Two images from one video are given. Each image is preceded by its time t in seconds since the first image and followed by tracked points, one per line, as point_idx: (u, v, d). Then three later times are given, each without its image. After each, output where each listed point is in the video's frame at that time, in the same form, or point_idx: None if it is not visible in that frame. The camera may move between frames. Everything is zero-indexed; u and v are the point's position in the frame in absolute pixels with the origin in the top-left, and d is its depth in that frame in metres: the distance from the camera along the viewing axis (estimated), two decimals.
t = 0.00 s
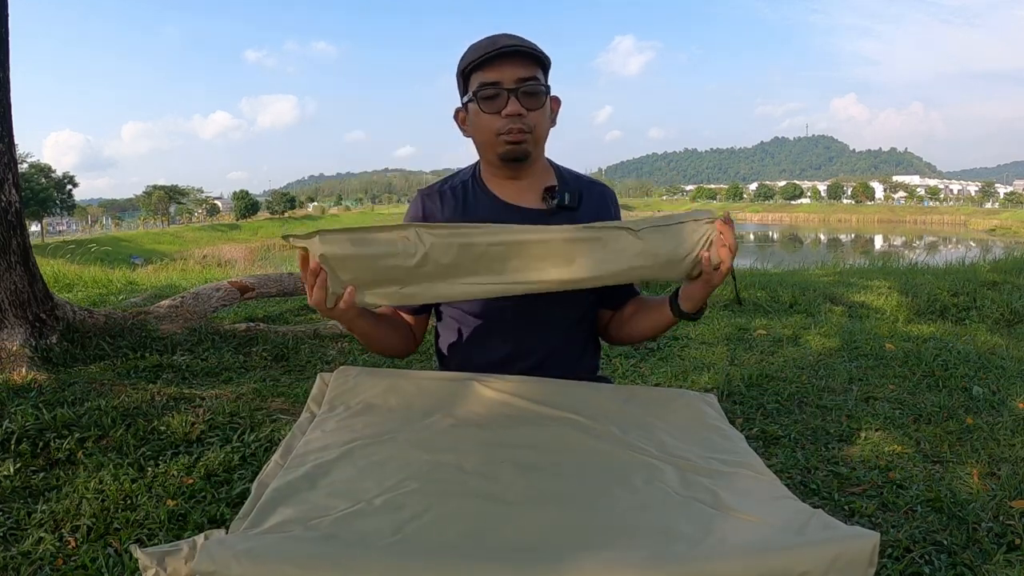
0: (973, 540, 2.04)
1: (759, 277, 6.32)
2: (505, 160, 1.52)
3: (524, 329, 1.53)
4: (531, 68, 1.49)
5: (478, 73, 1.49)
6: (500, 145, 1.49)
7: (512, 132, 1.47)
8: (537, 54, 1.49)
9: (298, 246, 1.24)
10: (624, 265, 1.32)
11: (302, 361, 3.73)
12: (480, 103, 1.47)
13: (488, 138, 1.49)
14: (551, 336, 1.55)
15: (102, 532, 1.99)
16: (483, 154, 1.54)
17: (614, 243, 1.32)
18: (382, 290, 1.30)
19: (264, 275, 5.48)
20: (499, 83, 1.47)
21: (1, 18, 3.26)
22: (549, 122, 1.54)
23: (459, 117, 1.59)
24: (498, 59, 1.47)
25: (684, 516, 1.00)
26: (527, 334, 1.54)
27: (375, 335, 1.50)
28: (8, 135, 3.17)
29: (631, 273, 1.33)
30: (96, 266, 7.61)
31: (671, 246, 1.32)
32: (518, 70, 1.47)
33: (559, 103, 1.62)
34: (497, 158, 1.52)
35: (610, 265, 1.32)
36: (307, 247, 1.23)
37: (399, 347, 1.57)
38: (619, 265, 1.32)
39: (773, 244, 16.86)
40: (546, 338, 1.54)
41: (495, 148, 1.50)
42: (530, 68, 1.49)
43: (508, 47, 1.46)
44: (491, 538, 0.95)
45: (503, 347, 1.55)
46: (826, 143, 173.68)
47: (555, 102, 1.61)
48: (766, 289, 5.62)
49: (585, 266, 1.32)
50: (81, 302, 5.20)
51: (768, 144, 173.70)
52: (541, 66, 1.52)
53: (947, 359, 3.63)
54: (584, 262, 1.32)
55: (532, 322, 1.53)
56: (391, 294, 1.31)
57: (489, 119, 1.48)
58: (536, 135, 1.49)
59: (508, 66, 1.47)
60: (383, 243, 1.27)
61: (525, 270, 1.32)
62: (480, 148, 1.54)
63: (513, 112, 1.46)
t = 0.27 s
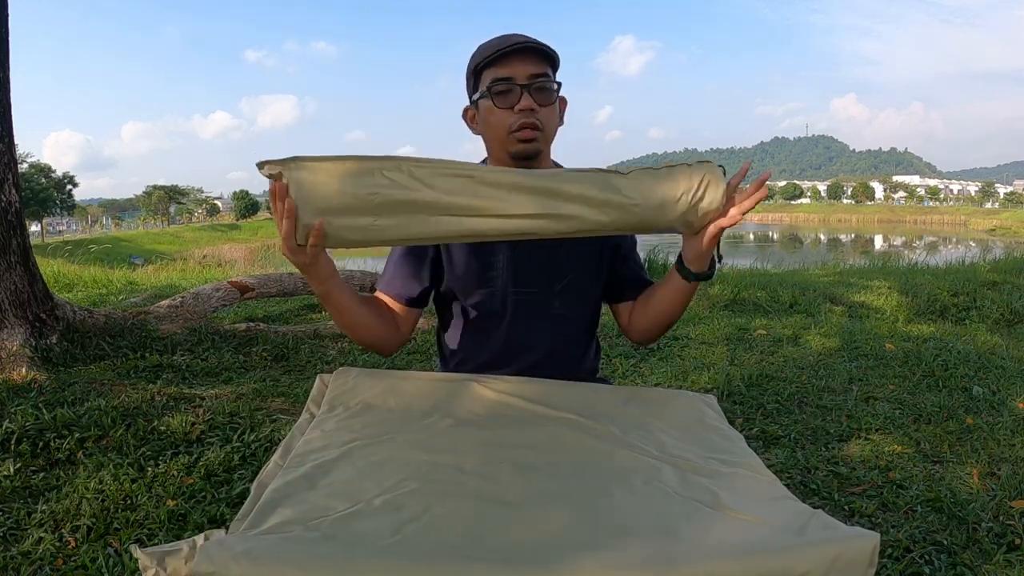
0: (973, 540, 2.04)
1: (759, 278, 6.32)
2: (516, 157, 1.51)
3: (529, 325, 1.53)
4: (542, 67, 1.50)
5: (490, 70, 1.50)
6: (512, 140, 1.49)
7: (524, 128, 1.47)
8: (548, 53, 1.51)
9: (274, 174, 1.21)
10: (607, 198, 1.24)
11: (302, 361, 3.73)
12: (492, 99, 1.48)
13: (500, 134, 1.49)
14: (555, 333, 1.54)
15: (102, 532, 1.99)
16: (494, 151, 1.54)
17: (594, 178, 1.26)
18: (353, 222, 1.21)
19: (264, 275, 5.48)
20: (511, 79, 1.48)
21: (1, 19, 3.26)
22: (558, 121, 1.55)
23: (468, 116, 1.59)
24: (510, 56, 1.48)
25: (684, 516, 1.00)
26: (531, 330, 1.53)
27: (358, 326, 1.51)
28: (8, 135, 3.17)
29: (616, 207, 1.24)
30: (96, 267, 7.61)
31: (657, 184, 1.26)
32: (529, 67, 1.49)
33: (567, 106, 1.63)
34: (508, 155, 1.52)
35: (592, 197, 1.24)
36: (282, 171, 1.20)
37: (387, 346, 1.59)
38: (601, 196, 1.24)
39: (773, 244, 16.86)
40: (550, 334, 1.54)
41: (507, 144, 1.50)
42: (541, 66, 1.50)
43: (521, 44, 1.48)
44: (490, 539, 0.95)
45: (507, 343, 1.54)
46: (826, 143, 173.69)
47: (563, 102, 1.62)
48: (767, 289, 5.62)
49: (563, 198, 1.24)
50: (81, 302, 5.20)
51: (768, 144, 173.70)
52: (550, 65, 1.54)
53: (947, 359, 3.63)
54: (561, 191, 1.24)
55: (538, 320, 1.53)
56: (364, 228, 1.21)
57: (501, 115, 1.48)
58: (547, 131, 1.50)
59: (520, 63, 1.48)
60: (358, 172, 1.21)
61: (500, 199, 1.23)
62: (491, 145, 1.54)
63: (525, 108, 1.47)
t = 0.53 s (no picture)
0: (973, 540, 2.04)
1: (759, 277, 6.32)
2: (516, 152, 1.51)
3: (528, 322, 1.53)
4: (543, 64, 1.50)
5: (491, 67, 1.50)
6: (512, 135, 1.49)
7: (524, 122, 1.48)
8: (549, 50, 1.51)
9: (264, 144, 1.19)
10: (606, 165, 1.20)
11: (302, 361, 3.73)
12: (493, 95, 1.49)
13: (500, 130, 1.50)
14: (555, 331, 1.54)
15: (102, 532, 1.99)
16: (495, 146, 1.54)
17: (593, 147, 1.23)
18: (340, 189, 1.18)
19: (264, 275, 5.48)
20: (512, 75, 1.48)
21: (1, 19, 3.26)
22: (559, 117, 1.55)
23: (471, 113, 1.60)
24: (511, 53, 1.49)
25: (683, 517, 1.00)
26: (531, 327, 1.53)
27: (348, 314, 1.48)
28: (8, 135, 3.17)
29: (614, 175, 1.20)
30: (96, 266, 7.61)
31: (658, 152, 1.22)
32: (530, 64, 1.49)
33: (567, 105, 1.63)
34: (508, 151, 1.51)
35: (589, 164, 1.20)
36: (272, 140, 1.18)
37: (377, 337, 1.56)
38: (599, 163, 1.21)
39: (773, 244, 16.86)
40: (550, 332, 1.54)
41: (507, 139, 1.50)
42: (542, 63, 1.50)
43: (522, 41, 1.48)
44: (488, 540, 0.95)
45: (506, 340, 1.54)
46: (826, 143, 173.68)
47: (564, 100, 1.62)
48: (767, 289, 5.62)
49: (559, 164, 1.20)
50: (81, 302, 5.20)
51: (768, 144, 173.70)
52: (552, 62, 1.54)
53: (947, 359, 3.63)
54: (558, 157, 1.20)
55: (537, 317, 1.53)
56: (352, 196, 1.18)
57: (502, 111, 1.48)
58: (547, 127, 1.50)
59: (520, 60, 1.49)
60: (346, 140, 1.19)
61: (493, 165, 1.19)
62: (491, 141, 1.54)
63: (525, 103, 1.47)
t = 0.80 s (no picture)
0: (973, 540, 2.04)
1: (759, 277, 6.32)
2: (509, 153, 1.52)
3: (527, 322, 1.53)
4: (536, 64, 1.50)
5: (484, 69, 1.50)
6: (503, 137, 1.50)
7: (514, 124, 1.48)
8: (541, 51, 1.50)
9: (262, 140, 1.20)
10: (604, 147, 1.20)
11: (302, 361, 3.73)
12: (484, 97, 1.49)
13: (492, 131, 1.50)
14: (554, 330, 1.54)
15: (102, 532, 1.99)
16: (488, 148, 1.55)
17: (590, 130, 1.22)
18: (340, 179, 1.18)
19: (264, 275, 5.48)
20: (504, 76, 1.48)
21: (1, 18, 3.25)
22: (553, 117, 1.54)
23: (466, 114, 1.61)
24: (503, 54, 1.48)
25: (684, 517, 1.00)
26: (530, 327, 1.53)
27: (348, 311, 1.48)
28: (8, 135, 3.17)
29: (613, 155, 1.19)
30: (97, 266, 7.61)
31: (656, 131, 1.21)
32: (522, 64, 1.48)
33: (563, 104, 1.62)
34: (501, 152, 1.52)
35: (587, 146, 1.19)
36: (271, 136, 1.19)
37: (375, 337, 1.56)
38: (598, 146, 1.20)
39: (773, 244, 16.85)
40: (549, 332, 1.54)
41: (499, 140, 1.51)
42: (535, 63, 1.50)
43: (513, 42, 1.47)
44: (490, 539, 0.95)
45: (506, 340, 1.54)
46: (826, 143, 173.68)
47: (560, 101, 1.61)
48: (766, 289, 5.62)
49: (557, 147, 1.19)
50: (81, 302, 5.20)
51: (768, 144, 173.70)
52: (545, 63, 1.53)
53: (947, 359, 3.63)
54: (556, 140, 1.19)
55: (537, 317, 1.53)
56: (352, 185, 1.18)
57: (493, 112, 1.49)
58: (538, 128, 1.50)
59: (511, 61, 1.48)
60: (345, 133, 1.19)
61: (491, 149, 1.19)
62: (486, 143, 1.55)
63: (516, 105, 1.47)
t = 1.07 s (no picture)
0: (973, 540, 2.04)
1: (759, 277, 6.32)
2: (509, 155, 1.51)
3: (528, 323, 1.54)
4: (535, 65, 1.50)
5: (482, 71, 1.51)
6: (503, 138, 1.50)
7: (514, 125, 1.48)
8: (539, 51, 1.50)
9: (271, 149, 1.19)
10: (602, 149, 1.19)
11: (302, 361, 3.73)
12: (484, 98, 1.49)
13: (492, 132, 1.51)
14: (555, 331, 1.54)
15: (102, 532, 1.99)
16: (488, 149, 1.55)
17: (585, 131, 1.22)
18: (346, 187, 1.18)
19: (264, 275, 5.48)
20: (502, 78, 1.48)
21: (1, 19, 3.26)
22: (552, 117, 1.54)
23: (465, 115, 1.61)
24: (501, 55, 1.48)
25: (686, 516, 1.00)
26: (531, 327, 1.54)
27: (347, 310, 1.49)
28: (8, 135, 3.17)
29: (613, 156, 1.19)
30: (96, 267, 7.61)
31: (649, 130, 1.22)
32: (520, 65, 1.48)
33: (561, 105, 1.62)
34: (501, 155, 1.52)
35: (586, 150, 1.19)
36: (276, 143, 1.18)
37: (372, 337, 1.57)
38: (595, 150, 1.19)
39: (773, 244, 16.86)
40: (550, 332, 1.54)
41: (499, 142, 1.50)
42: (533, 64, 1.50)
43: (510, 43, 1.47)
44: (493, 536, 0.95)
45: (506, 340, 1.54)
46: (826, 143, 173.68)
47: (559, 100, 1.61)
48: (766, 289, 5.62)
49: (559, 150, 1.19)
50: (81, 302, 5.21)
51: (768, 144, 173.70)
52: (543, 62, 1.53)
53: (947, 359, 3.63)
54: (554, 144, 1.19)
55: (537, 317, 1.54)
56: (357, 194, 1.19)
57: (493, 114, 1.49)
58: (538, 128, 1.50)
59: (510, 62, 1.48)
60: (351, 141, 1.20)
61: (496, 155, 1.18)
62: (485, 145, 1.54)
63: (515, 106, 1.47)
